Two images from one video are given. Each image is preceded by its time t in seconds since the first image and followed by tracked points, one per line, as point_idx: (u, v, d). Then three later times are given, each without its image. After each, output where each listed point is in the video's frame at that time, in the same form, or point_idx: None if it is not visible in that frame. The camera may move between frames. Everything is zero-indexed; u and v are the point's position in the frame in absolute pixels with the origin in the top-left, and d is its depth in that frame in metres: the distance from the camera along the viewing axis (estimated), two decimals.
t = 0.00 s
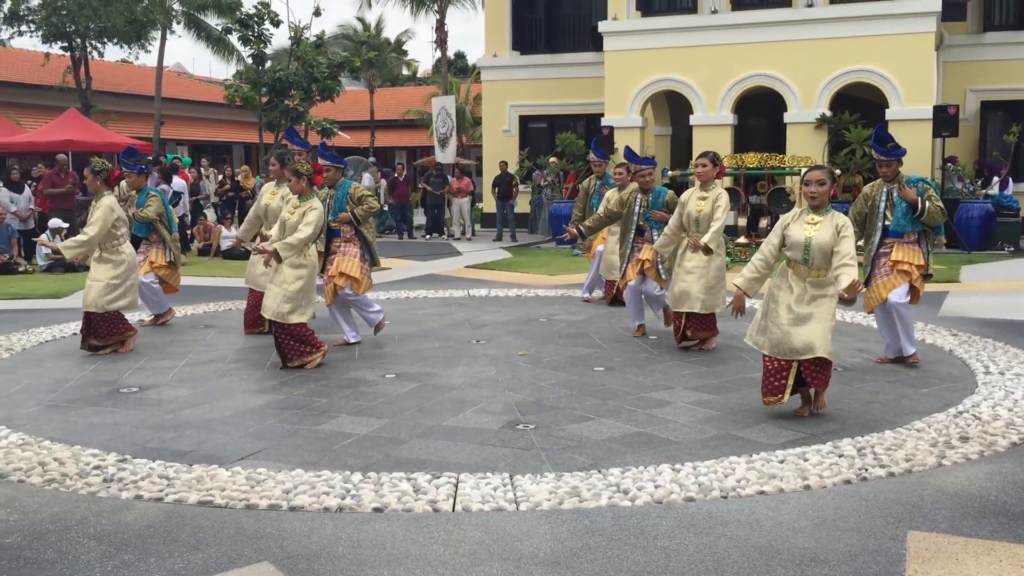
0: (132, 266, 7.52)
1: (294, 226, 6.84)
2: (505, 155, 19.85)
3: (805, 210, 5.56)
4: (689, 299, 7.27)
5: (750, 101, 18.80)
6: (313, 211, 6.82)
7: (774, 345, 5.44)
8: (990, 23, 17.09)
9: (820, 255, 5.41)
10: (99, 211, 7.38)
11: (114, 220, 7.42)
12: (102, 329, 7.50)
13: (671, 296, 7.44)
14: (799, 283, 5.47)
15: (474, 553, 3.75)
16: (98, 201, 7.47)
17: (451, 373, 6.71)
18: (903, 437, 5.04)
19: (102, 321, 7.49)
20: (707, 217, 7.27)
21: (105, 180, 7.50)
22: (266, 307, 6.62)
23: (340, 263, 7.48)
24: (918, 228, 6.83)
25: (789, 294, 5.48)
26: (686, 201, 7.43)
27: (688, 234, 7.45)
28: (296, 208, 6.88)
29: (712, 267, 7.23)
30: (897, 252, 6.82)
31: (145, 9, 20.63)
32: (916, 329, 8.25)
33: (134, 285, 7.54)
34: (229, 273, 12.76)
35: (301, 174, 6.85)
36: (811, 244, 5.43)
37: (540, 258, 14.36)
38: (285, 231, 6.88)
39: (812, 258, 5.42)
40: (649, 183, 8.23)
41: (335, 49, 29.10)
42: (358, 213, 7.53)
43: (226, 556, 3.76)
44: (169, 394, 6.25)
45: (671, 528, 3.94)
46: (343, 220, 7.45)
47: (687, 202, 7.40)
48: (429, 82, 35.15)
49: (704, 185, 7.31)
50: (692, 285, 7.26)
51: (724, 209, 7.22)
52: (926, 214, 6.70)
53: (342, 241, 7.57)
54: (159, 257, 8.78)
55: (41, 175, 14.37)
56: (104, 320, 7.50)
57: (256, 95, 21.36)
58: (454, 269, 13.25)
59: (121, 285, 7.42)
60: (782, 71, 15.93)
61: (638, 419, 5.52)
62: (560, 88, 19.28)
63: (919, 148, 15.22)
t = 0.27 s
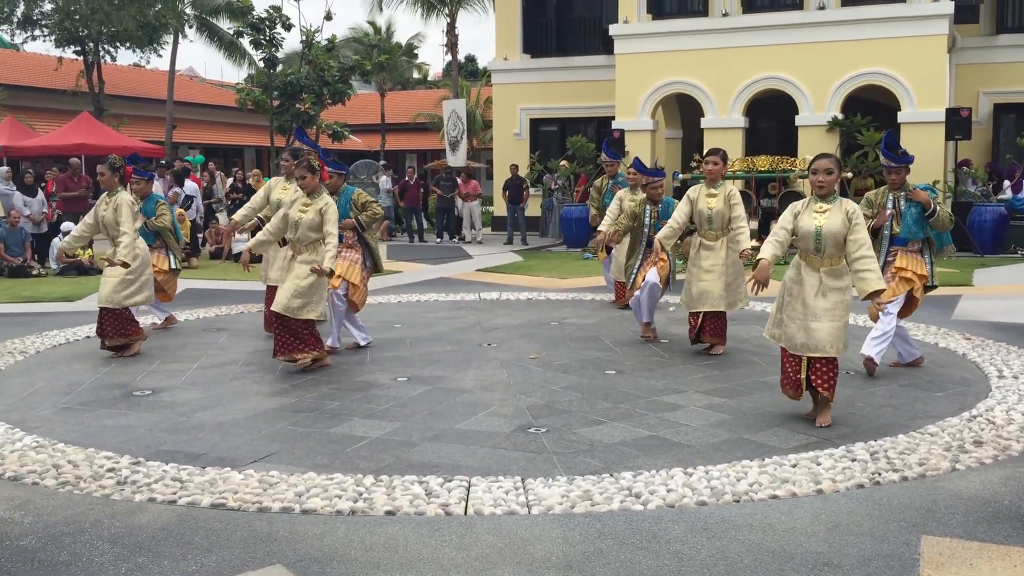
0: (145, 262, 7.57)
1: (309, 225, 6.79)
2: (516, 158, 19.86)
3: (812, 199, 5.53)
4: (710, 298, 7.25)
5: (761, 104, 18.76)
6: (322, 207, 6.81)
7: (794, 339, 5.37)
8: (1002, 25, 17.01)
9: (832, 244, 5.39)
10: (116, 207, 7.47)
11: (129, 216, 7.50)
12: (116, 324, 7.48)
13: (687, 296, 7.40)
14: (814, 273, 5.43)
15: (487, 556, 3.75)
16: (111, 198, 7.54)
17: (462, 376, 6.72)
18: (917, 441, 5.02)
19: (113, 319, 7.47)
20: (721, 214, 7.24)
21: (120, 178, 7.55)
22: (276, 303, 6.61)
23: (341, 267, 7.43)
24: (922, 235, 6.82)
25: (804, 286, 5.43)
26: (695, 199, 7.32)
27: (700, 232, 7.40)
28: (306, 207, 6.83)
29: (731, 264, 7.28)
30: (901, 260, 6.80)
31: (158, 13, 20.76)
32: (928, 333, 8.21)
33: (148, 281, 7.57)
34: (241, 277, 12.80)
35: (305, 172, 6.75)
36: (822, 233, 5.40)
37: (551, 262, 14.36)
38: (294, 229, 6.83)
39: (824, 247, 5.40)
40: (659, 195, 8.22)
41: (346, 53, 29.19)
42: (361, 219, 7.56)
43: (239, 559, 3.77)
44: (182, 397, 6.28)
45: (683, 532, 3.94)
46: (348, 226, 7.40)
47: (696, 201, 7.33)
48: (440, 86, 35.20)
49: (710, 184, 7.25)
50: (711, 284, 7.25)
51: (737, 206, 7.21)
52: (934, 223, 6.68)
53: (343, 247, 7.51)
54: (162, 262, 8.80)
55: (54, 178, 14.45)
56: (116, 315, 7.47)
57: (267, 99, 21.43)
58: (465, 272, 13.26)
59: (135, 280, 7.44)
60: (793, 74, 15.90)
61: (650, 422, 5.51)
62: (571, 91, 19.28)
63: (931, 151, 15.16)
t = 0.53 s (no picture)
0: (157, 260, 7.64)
1: (319, 225, 6.75)
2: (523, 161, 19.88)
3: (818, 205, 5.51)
4: (727, 299, 7.24)
5: (769, 107, 18.74)
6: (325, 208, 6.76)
7: (808, 347, 5.35)
8: (1011, 27, 16.96)
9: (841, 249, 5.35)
10: (126, 207, 7.53)
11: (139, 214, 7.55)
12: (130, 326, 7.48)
13: (700, 299, 7.35)
14: (823, 279, 5.39)
15: (494, 559, 3.75)
16: (118, 196, 7.58)
17: (470, 379, 6.72)
18: (925, 444, 5.01)
19: (128, 322, 7.49)
20: (730, 213, 7.22)
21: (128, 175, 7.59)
22: (297, 309, 6.66)
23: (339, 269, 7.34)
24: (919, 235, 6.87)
25: (815, 293, 5.40)
26: (701, 202, 7.30)
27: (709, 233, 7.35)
28: (312, 207, 6.76)
29: (745, 264, 7.28)
30: (902, 263, 6.86)
31: (166, 18, 20.88)
32: (937, 335, 8.19)
33: (162, 278, 7.65)
34: (250, 279, 12.84)
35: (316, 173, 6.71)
36: (829, 239, 5.36)
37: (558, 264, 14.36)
38: (301, 231, 6.74)
39: (832, 253, 5.36)
40: (663, 195, 8.15)
41: (354, 56, 29.24)
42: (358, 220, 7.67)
43: (247, 562, 3.78)
44: (191, 400, 6.30)
45: (691, 536, 3.93)
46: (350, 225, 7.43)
47: (703, 203, 7.29)
48: (448, 89, 35.25)
49: (717, 184, 7.23)
50: (727, 286, 7.22)
51: (748, 205, 7.19)
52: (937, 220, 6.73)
53: (338, 251, 7.38)
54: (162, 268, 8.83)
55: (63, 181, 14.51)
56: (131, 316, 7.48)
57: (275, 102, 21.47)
58: (472, 275, 13.27)
59: (150, 279, 7.51)
60: (801, 76, 15.89)
61: (658, 425, 5.51)
62: (578, 94, 19.29)
63: (939, 153, 15.12)
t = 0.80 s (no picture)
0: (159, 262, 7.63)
1: (326, 226, 6.76)
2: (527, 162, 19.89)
3: (829, 208, 5.42)
4: (740, 299, 7.23)
5: (773, 108, 18.72)
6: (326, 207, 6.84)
7: (831, 353, 5.19)
8: (1016, 28, 16.94)
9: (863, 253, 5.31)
10: (128, 209, 7.52)
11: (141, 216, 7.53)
12: (133, 330, 7.52)
13: (711, 300, 7.34)
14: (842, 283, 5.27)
15: (498, 560, 3.76)
16: (121, 199, 7.58)
17: (474, 381, 6.73)
18: (929, 446, 5.01)
19: (131, 326, 7.53)
20: (741, 214, 7.22)
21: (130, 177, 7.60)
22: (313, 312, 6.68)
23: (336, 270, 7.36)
24: (911, 222, 6.82)
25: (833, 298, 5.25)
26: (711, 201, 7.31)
27: (718, 234, 7.32)
28: (316, 208, 6.78)
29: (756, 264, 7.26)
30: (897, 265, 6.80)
31: (171, 19, 21.04)
32: (941, 337, 8.18)
33: (164, 281, 7.65)
34: (254, 280, 12.86)
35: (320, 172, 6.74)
36: (850, 243, 5.31)
37: (562, 265, 14.36)
38: (309, 232, 6.72)
39: (852, 256, 5.30)
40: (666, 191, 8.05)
41: (358, 58, 29.29)
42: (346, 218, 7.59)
43: (252, 563, 3.79)
44: (195, 400, 6.31)
45: (694, 537, 3.94)
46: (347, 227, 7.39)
47: (713, 204, 7.30)
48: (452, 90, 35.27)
49: (727, 184, 7.25)
50: (740, 286, 7.21)
51: (758, 204, 7.20)
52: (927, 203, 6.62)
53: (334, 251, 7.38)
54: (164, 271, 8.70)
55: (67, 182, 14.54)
56: (133, 320, 7.52)
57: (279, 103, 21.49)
58: (476, 276, 13.27)
59: (151, 282, 7.51)
60: (805, 77, 15.88)
61: (662, 426, 5.51)
62: (582, 95, 19.29)
63: (944, 154, 15.10)
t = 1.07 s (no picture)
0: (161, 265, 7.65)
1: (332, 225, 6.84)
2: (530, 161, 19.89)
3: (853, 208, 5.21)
4: (755, 297, 7.20)
5: (776, 107, 18.71)
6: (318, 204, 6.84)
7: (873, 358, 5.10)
8: (1020, 27, 16.91)
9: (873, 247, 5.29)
10: (137, 209, 7.52)
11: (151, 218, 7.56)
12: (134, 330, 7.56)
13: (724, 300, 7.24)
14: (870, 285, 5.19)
15: (502, 559, 3.76)
16: (129, 199, 7.56)
17: (477, 380, 6.73)
18: (932, 446, 5.00)
19: (132, 326, 7.56)
20: (754, 212, 7.28)
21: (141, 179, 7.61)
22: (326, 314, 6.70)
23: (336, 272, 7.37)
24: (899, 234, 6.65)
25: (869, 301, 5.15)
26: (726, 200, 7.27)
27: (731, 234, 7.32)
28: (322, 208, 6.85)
29: (768, 263, 7.31)
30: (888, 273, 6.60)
31: (174, 19, 21.06)
32: (944, 337, 8.17)
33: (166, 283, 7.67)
34: (257, 279, 12.87)
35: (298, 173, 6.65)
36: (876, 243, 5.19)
37: (565, 265, 14.36)
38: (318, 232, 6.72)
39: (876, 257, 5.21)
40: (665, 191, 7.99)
41: (361, 57, 29.32)
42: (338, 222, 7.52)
43: (255, 561, 3.79)
44: (198, 399, 6.32)
45: (697, 536, 3.94)
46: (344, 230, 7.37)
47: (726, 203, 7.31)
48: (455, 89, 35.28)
49: (739, 184, 7.28)
50: (753, 283, 7.22)
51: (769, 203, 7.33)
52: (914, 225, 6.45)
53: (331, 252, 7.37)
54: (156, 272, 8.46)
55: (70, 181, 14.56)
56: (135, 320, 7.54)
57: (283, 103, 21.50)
58: (479, 276, 13.28)
59: (155, 283, 7.53)
60: (809, 77, 15.86)
61: (665, 425, 5.51)
62: (585, 94, 19.29)
63: (948, 154, 15.08)
